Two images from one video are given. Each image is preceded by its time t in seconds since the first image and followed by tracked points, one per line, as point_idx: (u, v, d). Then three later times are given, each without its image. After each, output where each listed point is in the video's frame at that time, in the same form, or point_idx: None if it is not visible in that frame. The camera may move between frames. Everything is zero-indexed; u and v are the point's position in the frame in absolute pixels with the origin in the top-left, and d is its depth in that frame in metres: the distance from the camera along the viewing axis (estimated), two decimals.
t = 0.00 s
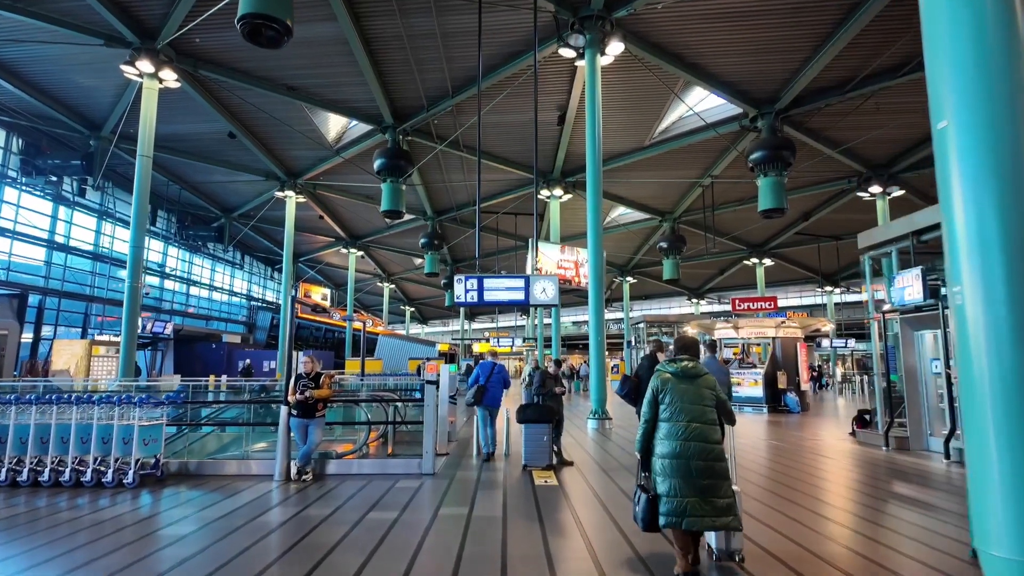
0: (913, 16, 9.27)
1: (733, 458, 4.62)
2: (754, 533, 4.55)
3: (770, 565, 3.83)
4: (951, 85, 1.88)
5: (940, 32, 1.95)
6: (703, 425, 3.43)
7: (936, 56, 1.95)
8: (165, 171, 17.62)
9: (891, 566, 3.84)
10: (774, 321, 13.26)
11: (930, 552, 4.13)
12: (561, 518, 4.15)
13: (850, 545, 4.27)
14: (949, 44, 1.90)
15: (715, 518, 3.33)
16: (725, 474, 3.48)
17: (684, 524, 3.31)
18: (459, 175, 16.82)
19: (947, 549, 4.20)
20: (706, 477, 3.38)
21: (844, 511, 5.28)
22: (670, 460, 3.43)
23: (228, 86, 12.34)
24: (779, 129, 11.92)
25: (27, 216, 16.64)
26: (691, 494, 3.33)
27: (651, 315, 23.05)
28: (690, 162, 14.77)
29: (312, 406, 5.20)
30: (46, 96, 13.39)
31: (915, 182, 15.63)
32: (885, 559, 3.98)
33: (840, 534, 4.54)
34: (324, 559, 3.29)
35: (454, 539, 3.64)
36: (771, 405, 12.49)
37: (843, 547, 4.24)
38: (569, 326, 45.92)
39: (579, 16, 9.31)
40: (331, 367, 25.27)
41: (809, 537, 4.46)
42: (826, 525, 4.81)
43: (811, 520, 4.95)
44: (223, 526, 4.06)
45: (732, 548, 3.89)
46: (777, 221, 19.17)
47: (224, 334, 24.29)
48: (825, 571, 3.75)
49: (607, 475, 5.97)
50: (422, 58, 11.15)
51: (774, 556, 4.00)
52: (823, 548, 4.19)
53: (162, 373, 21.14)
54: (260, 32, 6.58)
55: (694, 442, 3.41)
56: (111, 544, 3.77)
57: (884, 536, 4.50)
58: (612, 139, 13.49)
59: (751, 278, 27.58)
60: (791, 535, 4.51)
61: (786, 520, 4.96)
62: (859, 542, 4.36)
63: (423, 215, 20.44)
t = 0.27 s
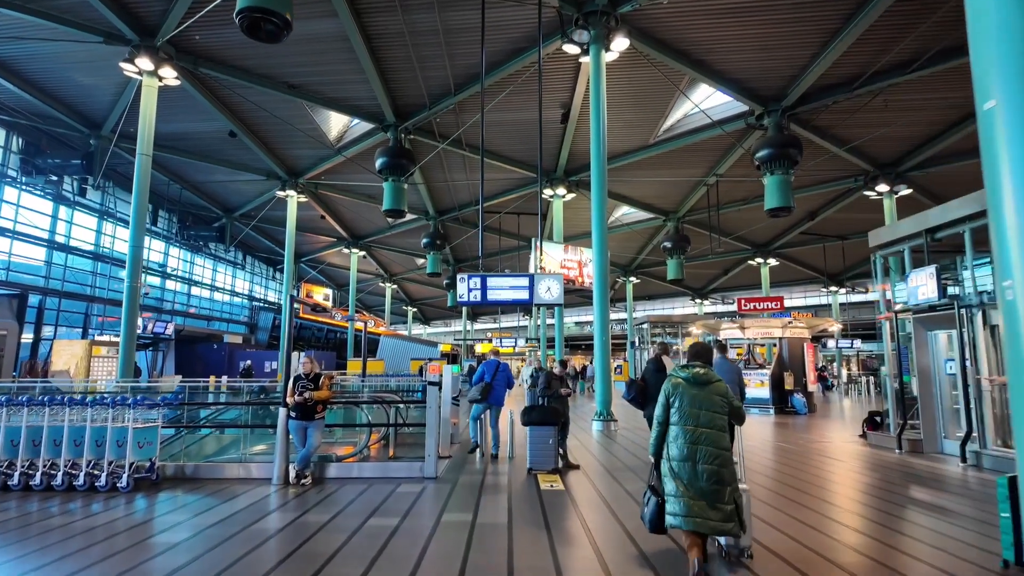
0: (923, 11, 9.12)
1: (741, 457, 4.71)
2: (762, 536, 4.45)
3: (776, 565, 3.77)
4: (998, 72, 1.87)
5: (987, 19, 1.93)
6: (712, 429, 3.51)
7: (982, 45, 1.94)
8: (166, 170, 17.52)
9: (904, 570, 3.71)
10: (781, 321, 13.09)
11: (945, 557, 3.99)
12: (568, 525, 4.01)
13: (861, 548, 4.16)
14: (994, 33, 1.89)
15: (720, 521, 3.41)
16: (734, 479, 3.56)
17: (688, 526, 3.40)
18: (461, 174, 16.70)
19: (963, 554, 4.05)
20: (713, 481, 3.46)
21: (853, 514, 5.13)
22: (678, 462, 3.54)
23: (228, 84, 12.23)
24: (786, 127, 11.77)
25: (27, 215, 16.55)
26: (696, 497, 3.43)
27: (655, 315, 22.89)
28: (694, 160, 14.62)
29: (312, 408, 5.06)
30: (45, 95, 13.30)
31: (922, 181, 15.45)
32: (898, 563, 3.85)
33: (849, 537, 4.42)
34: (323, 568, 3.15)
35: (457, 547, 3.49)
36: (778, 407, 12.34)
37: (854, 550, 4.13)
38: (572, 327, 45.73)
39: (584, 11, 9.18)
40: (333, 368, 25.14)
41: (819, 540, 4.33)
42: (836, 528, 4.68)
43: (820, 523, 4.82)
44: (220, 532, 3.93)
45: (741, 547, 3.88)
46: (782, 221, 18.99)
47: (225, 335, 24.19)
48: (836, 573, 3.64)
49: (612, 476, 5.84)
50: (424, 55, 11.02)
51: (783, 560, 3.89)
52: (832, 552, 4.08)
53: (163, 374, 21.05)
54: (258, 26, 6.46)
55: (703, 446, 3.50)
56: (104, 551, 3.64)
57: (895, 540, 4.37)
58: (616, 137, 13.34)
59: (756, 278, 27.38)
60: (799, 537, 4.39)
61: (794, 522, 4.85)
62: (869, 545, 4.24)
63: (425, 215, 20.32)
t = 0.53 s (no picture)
0: (932, 7, 8.98)
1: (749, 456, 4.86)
2: (767, 536, 4.36)
3: (781, 564, 3.69)
4: None
5: None
6: (721, 424, 3.63)
7: None
8: (165, 169, 17.42)
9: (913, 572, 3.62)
10: (786, 321, 12.93)
11: (952, 559, 3.91)
12: (574, 531, 3.89)
13: (867, 549, 4.07)
14: None
15: (732, 512, 3.50)
16: (745, 472, 3.65)
17: (702, 516, 3.51)
18: (463, 173, 16.57)
19: (971, 556, 3.96)
20: (723, 473, 3.56)
21: (860, 515, 5.04)
22: (689, 455, 3.66)
23: (228, 82, 12.12)
24: (791, 125, 11.63)
25: (26, 215, 16.46)
26: (709, 489, 3.52)
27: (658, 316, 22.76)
28: (698, 159, 14.48)
29: (311, 408, 4.94)
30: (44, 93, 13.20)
31: (927, 180, 15.31)
32: (906, 565, 3.76)
33: (855, 538, 4.34)
34: None
35: (461, 554, 3.36)
36: (783, 408, 12.22)
37: (859, 550, 4.05)
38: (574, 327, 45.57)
39: (587, 6, 9.07)
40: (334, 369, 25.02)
41: (825, 541, 4.24)
42: (841, 529, 4.60)
43: (826, 524, 4.74)
44: (216, 536, 3.80)
45: (750, 541, 3.84)
46: (786, 221, 18.84)
47: (225, 335, 24.09)
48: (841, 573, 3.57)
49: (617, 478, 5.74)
50: (426, 52, 10.91)
51: (788, 559, 3.81)
52: (837, 552, 4.01)
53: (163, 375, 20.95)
54: (257, 19, 6.34)
55: (713, 440, 3.61)
56: (95, 557, 3.50)
57: (903, 541, 4.28)
58: (619, 135, 13.21)
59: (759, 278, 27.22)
60: (805, 538, 4.31)
61: (799, 522, 4.78)
62: (876, 546, 4.16)
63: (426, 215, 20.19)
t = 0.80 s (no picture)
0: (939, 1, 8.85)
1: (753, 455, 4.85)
2: (771, 536, 4.29)
3: (786, 565, 3.63)
4: None
5: None
6: (723, 423, 3.59)
7: None
8: (163, 168, 17.29)
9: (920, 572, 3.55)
10: (790, 320, 12.80)
11: (960, 559, 3.83)
12: (580, 536, 3.76)
13: (873, 549, 4.00)
14: None
15: (740, 509, 3.45)
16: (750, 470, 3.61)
17: (710, 515, 3.46)
18: (463, 171, 16.43)
19: (979, 557, 3.89)
20: (728, 471, 3.51)
21: (865, 515, 4.95)
22: (694, 456, 3.61)
23: (226, 79, 11.99)
24: (795, 122, 11.50)
25: (23, 214, 16.33)
26: (715, 488, 3.46)
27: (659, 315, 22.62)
28: (700, 157, 14.35)
29: (307, 409, 4.81)
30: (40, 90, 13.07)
31: (931, 179, 15.19)
32: (912, 565, 3.68)
33: (859, 537, 4.27)
34: None
35: (462, 561, 3.23)
36: (788, 408, 12.11)
37: (864, 550, 3.98)
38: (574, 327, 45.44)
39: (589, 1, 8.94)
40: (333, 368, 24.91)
41: (830, 542, 4.17)
42: (846, 529, 4.52)
43: (829, 523, 4.66)
44: (210, 540, 3.66)
45: (754, 536, 3.92)
46: (788, 220, 18.72)
47: (225, 335, 23.98)
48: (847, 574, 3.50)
49: (620, 479, 5.65)
50: (426, 48, 10.78)
51: (793, 560, 3.74)
52: (842, 551, 3.94)
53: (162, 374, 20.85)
54: (254, 11, 6.21)
55: (716, 439, 3.56)
56: (84, 562, 3.36)
57: (909, 541, 4.21)
58: (621, 133, 13.08)
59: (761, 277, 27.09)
60: (809, 538, 4.23)
61: (802, 521, 4.71)
62: (881, 546, 4.09)
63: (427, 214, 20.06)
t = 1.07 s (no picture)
0: None
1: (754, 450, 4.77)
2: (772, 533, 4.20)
3: (786, 563, 3.54)
4: None
5: None
6: (721, 415, 3.75)
7: None
8: (159, 165, 17.13)
9: (923, 571, 3.48)
10: (791, 318, 12.70)
11: (964, 557, 3.75)
12: (581, 538, 3.65)
13: (874, 547, 3.92)
14: None
15: (733, 497, 3.63)
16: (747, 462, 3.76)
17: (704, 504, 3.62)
18: (462, 168, 16.31)
19: (983, 555, 3.81)
20: (724, 463, 3.68)
21: (867, 513, 4.87)
22: (692, 447, 3.78)
23: (221, 74, 11.84)
24: (796, 118, 11.40)
25: (16, 211, 16.18)
26: (710, 478, 3.65)
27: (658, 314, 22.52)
28: (700, 154, 14.25)
29: (300, 408, 4.69)
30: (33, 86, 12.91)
31: (932, 175, 15.10)
32: (916, 564, 3.60)
33: (861, 536, 4.20)
34: None
35: (459, 565, 3.11)
36: (789, 407, 12.02)
37: (866, 548, 3.91)
38: (573, 325, 45.34)
39: None
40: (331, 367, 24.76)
41: (831, 540, 4.09)
42: (847, 527, 4.45)
43: (831, 522, 4.59)
44: (200, 544, 3.53)
45: (757, 529, 3.96)
46: (788, 217, 18.63)
47: (221, 334, 23.83)
48: (849, 572, 3.42)
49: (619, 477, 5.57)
50: (423, 43, 10.66)
51: (793, 557, 3.67)
52: (843, 550, 3.87)
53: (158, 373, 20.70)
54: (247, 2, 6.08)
55: (713, 431, 3.73)
56: (68, 566, 3.23)
57: (911, 540, 4.13)
58: (620, 129, 12.96)
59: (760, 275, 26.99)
60: (810, 536, 4.16)
61: (803, 519, 4.64)
62: (883, 544, 4.01)
63: (424, 211, 19.93)
